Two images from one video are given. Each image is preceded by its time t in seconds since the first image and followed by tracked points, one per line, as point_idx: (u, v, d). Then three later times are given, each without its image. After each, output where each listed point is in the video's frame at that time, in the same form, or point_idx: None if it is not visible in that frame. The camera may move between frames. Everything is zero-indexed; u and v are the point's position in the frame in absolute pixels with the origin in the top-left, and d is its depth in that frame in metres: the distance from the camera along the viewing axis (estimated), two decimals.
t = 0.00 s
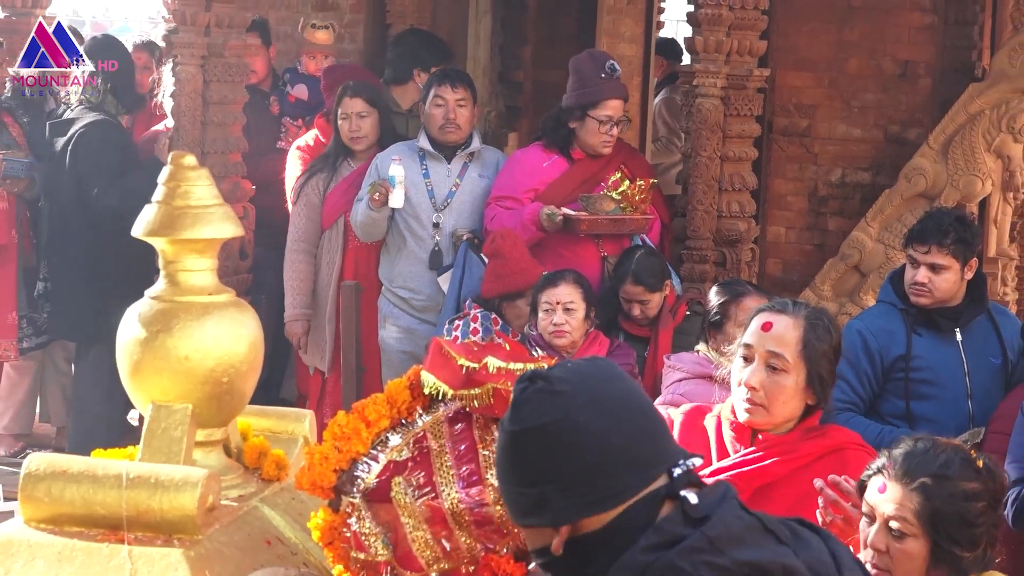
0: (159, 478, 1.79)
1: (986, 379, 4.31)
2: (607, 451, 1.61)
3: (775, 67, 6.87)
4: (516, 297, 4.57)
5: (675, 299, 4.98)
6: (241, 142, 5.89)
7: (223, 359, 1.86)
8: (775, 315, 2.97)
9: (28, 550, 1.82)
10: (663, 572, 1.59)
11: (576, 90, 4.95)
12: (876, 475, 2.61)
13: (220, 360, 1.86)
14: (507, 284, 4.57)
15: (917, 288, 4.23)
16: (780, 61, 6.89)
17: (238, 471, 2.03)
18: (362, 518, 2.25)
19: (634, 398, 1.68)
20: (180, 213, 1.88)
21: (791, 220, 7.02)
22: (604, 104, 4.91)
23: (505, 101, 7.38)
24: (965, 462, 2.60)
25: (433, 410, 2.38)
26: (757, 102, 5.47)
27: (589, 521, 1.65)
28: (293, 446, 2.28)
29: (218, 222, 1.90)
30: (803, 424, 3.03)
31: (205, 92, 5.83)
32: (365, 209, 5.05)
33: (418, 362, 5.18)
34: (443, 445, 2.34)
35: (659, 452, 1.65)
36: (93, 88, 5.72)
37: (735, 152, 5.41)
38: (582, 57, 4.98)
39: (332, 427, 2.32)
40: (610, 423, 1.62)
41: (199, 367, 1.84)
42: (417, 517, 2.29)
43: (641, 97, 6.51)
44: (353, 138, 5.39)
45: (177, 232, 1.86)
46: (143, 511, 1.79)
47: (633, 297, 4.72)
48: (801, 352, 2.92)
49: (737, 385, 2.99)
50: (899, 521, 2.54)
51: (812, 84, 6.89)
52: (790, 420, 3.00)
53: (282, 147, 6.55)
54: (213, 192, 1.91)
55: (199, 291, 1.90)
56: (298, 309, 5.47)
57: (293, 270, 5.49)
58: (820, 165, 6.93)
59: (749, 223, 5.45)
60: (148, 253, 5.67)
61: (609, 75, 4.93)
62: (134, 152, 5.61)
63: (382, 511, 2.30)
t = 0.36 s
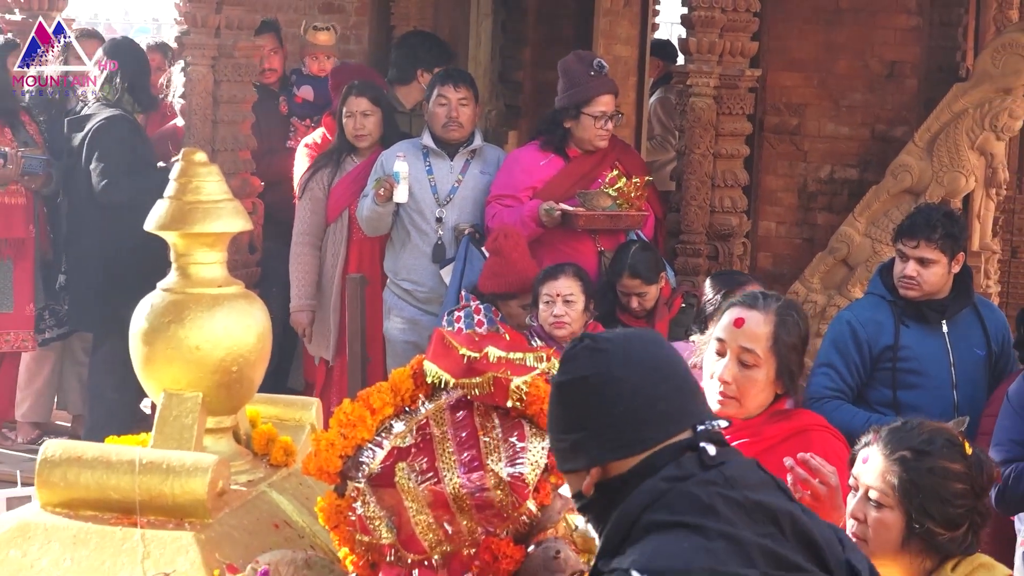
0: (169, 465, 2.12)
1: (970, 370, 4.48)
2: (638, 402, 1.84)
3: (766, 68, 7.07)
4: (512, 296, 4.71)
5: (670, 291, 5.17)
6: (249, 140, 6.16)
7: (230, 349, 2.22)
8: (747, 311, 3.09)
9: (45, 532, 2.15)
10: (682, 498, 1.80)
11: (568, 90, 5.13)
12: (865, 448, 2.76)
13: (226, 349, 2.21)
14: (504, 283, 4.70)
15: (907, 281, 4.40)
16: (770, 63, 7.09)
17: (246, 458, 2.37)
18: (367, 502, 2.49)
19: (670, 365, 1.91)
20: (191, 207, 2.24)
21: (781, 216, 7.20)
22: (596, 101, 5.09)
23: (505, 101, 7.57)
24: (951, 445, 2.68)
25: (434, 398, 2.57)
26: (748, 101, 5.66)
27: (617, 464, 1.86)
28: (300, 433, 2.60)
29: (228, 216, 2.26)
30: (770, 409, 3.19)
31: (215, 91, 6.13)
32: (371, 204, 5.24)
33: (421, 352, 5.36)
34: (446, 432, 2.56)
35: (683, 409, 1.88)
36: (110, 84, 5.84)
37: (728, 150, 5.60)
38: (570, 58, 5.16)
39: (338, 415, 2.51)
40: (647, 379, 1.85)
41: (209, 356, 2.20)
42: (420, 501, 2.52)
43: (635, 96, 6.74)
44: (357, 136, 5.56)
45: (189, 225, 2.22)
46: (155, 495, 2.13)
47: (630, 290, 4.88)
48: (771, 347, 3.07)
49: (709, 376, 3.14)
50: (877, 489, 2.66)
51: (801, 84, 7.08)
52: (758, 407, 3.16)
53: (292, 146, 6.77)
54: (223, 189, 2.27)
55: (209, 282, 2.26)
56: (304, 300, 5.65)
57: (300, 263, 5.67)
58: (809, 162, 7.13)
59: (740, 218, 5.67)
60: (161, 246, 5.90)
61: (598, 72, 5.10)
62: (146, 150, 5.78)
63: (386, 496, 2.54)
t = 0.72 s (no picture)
0: (180, 451, 2.31)
1: (956, 361, 4.65)
2: (666, 377, 2.00)
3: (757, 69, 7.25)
4: (511, 286, 4.89)
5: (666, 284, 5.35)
6: (257, 138, 6.35)
7: (237, 339, 2.41)
8: (674, 301, 3.29)
9: (59, 516, 2.35)
10: (711, 457, 1.98)
11: (563, 92, 5.32)
12: (851, 447, 2.85)
13: (234, 340, 2.41)
14: (502, 274, 4.88)
15: (893, 276, 4.55)
16: (762, 64, 7.27)
17: (253, 445, 2.60)
18: (369, 488, 2.64)
19: (699, 347, 2.08)
20: (200, 202, 2.45)
21: (772, 212, 7.41)
22: (592, 101, 5.28)
23: (505, 100, 7.77)
24: (932, 432, 2.85)
25: (436, 386, 2.69)
26: (739, 101, 5.86)
27: (640, 431, 2.03)
28: (307, 419, 2.86)
29: (238, 210, 2.48)
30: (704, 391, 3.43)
31: (224, 91, 6.30)
32: (375, 200, 5.44)
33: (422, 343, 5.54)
34: (447, 419, 2.68)
35: (709, 387, 2.04)
36: (126, 81, 5.98)
37: (719, 148, 5.80)
38: (565, 60, 5.33)
39: (343, 403, 2.67)
40: (675, 357, 2.02)
41: (218, 346, 2.40)
42: (421, 487, 2.65)
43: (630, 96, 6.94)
44: (362, 134, 5.74)
45: (200, 218, 2.43)
46: (166, 481, 2.31)
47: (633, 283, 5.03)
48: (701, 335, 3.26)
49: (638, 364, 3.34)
50: (874, 488, 2.77)
51: (792, 84, 7.27)
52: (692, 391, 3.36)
53: (299, 143, 6.93)
54: (231, 185, 2.51)
55: (218, 275, 2.47)
56: (310, 293, 5.83)
57: (306, 257, 5.85)
58: (799, 159, 7.33)
59: (731, 213, 5.84)
60: (172, 240, 6.11)
61: (593, 74, 5.28)
62: (159, 145, 5.96)
63: (389, 481, 2.67)
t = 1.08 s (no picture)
0: (190, 442, 2.51)
1: (943, 354, 4.83)
2: (679, 368, 2.18)
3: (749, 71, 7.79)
4: (515, 278, 5.05)
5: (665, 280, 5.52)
6: (265, 138, 6.54)
7: (246, 334, 2.60)
8: (610, 292, 3.50)
9: (75, 504, 2.55)
10: (717, 438, 2.16)
11: (564, 93, 5.50)
12: (840, 451, 3.00)
13: (244, 335, 2.60)
14: (506, 266, 5.03)
15: (882, 272, 4.72)
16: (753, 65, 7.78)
17: (262, 435, 2.80)
18: (374, 476, 2.74)
19: (709, 346, 2.26)
20: (211, 200, 2.63)
21: (762, 209, 7.93)
22: (591, 104, 5.46)
23: (506, 102, 7.99)
24: (917, 428, 3.02)
25: (439, 378, 2.77)
26: (731, 102, 6.06)
27: (652, 418, 2.20)
28: (313, 410, 3.04)
29: (246, 209, 2.66)
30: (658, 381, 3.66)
31: (234, 92, 6.49)
32: (380, 198, 5.61)
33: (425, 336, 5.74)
34: (448, 410, 2.75)
35: (720, 379, 2.23)
36: (138, 83, 6.11)
37: (712, 147, 6.01)
38: (567, 63, 5.50)
39: (349, 394, 2.76)
40: (688, 350, 2.20)
41: (228, 340, 2.58)
42: (424, 475, 2.73)
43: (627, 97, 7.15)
44: (371, 133, 5.92)
45: (210, 215, 2.61)
46: (177, 469, 2.51)
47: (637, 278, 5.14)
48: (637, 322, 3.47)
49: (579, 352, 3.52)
50: (869, 490, 2.93)
51: (782, 85, 7.77)
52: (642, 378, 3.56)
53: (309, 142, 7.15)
54: (240, 185, 2.69)
55: (229, 270, 2.66)
56: (316, 289, 6.04)
57: (314, 253, 6.03)
58: (790, 158, 7.81)
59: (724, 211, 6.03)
60: (183, 238, 6.33)
61: (594, 76, 5.44)
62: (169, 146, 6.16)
63: (392, 471, 2.76)
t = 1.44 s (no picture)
0: (200, 430, 2.70)
1: (930, 346, 5.01)
2: (662, 355, 2.32)
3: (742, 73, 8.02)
4: (514, 269, 5.11)
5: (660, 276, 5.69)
6: (272, 137, 6.74)
7: (255, 325, 2.79)
8: (581, 282, 3.70)
9: (88, 491, 2.71)
10: (702, 423, 2.29)
11: (564, 94, 5.68)
12: (820, 453, 3.12)
13: (252, 326, 2.79)
14: (506, 258, 5.10)
15: (872, 266, 4.90)
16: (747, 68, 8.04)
17: (270, 424, 3.02)
18: (378, 464, 2.91)
19: (692, 335, 2.40)
20: (221, 196, 2.82)
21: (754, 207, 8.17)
22: (590, 106, 5.66)
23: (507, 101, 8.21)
24: (893, 422, 3.14)
25: (440, 368, 2.91)
26: (723, 103, 6.30)
27: (641, 404, 2.33)
28: (319, 400, 3.25)
29: (253, 203, 2.84)
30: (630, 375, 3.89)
31: (244, 92, 6.68)
32: (383, 195, 5.82)
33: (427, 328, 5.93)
34: (450, 399, 2.90)
35: (703, 366, 2.36)
36: (149, 81, 6.32)
37: (706, 145, 6.23)
38: (569, 64, 5.68)
39: (354, 384, 2.92)
40: (672, 340, 2.35)
41: (237, 331, 2.77)
42: (427, 463, 2.89)
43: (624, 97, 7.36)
44: (376, 132, 6.13)
45: (220, 211, 2.79)
46: (188, 456, 2.69)
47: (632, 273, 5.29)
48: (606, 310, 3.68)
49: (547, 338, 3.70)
50: (851, 488, 3.07)
51: (773, 86, 8.01)
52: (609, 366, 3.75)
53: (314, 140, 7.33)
54: (248, 181, 2.87)
55: (238, 263, 2.85)
56: (323, 284, 6.23)
57: (320, 249, 6.23)
58: (781, 157, 8.06)
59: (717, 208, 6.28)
60: (194, 233, 6.52)
61: (593, 79, 5.63)
62: (179, 143, 6.36)
63: (396, 458, 2.92)
